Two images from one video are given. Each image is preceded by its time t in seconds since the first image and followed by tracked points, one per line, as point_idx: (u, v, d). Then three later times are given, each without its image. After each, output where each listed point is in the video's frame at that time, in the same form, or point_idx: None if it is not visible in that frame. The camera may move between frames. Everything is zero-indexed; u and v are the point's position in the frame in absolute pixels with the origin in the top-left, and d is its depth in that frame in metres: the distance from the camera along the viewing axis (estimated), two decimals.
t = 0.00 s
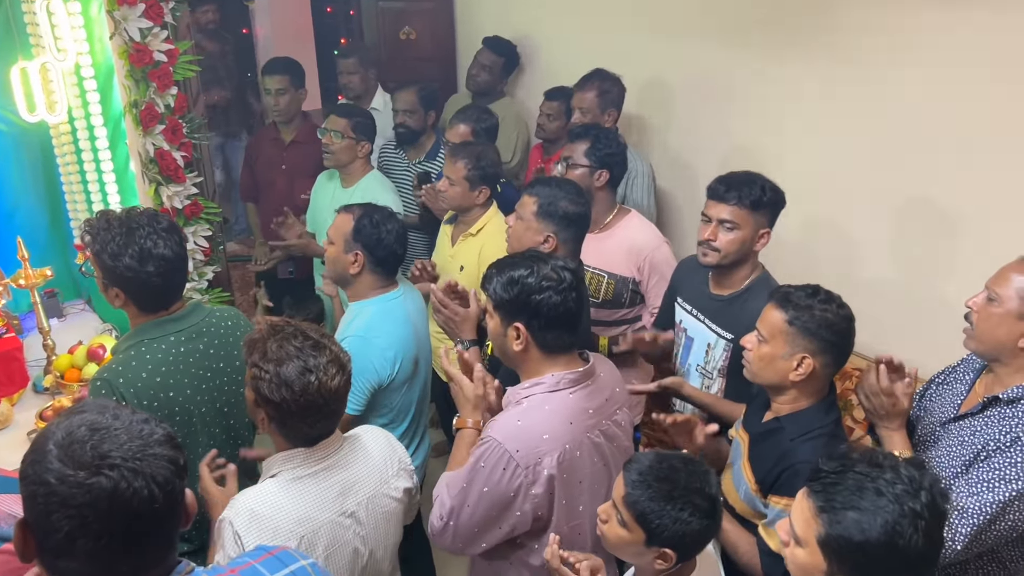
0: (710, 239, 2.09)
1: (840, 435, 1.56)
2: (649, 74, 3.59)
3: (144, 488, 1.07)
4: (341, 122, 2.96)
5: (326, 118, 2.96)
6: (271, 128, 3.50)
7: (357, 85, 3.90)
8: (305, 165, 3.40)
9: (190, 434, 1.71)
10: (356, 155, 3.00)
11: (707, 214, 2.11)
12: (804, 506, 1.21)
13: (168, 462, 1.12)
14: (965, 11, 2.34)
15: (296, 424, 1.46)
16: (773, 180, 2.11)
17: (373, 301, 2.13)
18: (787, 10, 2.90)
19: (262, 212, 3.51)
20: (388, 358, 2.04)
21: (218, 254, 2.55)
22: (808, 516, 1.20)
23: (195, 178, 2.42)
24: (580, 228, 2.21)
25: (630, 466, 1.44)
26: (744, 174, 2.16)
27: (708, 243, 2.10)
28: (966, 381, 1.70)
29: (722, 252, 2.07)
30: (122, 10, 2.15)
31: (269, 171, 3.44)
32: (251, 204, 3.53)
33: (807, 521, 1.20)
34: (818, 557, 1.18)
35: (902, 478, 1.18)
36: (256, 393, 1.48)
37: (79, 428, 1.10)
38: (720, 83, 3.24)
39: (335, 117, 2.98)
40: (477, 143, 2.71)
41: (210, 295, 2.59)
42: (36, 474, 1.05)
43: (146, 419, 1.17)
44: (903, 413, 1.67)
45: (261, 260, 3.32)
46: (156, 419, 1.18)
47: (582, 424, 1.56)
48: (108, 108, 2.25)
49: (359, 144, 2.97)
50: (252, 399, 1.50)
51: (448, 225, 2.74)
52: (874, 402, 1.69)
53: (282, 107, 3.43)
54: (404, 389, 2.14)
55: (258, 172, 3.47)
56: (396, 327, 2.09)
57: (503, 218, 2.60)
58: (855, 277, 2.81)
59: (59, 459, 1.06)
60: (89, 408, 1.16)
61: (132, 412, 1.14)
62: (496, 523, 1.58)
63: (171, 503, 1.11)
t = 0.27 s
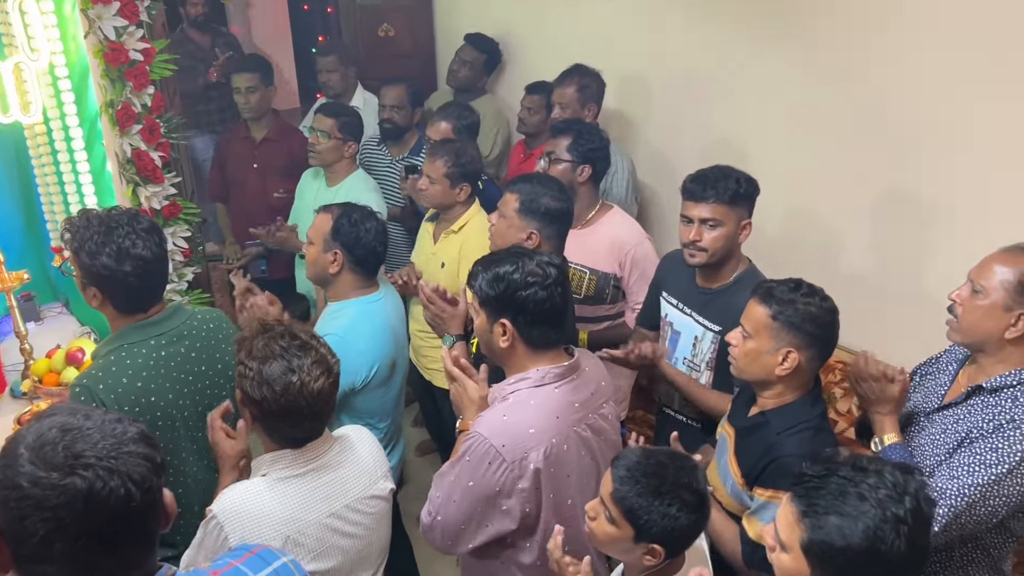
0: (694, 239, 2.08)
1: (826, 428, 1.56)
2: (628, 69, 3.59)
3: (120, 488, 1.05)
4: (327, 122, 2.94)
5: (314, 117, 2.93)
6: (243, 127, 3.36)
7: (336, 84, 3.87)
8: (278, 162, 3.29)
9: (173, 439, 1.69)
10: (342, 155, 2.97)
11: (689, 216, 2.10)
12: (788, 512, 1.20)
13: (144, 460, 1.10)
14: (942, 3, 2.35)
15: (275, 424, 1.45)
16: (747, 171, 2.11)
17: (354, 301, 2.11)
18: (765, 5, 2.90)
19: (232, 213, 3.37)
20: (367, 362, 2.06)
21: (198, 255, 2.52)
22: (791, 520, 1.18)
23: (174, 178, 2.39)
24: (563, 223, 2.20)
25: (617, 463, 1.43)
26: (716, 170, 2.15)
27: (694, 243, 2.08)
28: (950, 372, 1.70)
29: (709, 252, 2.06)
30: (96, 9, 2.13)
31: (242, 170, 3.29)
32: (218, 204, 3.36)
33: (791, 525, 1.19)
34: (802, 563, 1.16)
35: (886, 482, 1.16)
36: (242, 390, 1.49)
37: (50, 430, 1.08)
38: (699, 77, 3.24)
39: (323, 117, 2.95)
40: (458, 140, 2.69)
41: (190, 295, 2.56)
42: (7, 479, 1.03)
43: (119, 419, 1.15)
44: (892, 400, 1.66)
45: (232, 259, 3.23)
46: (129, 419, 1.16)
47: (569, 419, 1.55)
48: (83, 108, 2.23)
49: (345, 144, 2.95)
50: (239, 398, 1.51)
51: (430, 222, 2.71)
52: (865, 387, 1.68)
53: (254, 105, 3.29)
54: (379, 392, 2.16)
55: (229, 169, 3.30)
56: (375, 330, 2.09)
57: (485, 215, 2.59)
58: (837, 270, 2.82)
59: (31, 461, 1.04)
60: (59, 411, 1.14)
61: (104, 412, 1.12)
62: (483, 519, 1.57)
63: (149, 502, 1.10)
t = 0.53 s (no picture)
0: (666, 230, 2.09)
1: (810, 420, 1.57)
2: (607, 64, 3.58)
3: (100, 494, 1.04)
4: (313, 121, 2.90)
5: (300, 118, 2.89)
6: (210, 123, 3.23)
7: (313, 81, 3.85)
8: (247, 160, 3.24)
9: (153, 441, 1.66)
10: (328, 155, 2.95)
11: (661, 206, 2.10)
12: (766, 504, 1.18)
13: (122, 465, 1.09)
14: None
15: (263, 425, 1.43)
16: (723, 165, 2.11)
17: (332, 305, 2.11)
18: None
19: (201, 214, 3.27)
20: (346, 366, 2.04)
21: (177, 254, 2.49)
22: (768, 513, 1.16)
23: (151, 177, 2.36)
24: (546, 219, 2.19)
25: (604, 457, 1.43)
26: (692, 162, 2.16)
27: (665, 232, 2.09)
28: (930, 362, 1.72)
29: (681, 242, 2.07)
30: (69, 5, 2.09)
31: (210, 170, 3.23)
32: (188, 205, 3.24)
33: (767, 519, 1.17)
34: (777, 557, 1.14)
35: (863, 480, 1.14)
36: (227, 388, 1.46)
37: (24, 438, 1.06)
38: (679, 70, 3.24)
39: (309, 117, 2.91)
40: (438, 136, 2.67)
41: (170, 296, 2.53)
42: None
43: (94, 423, 1.13)
44: (870, 392, 1.68)
45: (204, 262, 3.14)
46: (103, 424, 1.15)
47: (561, 417, 1.54)
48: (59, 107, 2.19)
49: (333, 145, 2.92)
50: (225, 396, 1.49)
51: (411, 220, 2.70)
52: (841, 381, 1.70)
53: (227, 105, 3.20)
54: (359, 395, 2.14)
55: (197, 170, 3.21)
56: (355, 333, 2.08)
57: (467, 213, 2.59)
58: (817, 263, 2.84)
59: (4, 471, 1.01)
60: (30, 417, 1.12)
61: (78, 417, 1.10)
62: (475, 518, 1.56)
63: (129, 507, 1.09)
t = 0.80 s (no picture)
0: (658, 217, 2.09)
1: (794, 412, 1.57)
2: (586, 58, 3.58)
3: (69, 496, 1.02)
4: (295, 119, 2.88)
5: (282, 113, 2.87)
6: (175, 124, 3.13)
7: (290, 78, 3.82)
8: (216, 159, 3.24)
9: (134, 443, 1.63)
10: (312, 153, 2.92)
11: (653, 192, 2.11)
12: (745, 496, 1.17)
13: (90, 465, 1.07)
14: None
15: (248, 424, 1.42)
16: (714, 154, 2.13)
17: (314, 300, 2.09)
18: None
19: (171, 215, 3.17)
20: (324, 362, 2.07)
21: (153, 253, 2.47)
22: (746, 505, 1.16)
23: (127, 175, 2.33)
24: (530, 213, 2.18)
25: (589, 452, 1.42)
26: (685, 152, 2.17)
27: (656, 220, 2.10)
28: (910, 351, 1.72)
29: (671, 229, 2.07)
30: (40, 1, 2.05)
31: (179, 171, 3.15)
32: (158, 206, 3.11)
33: (746, 511, 1.17)
34: (755, 550, 1.14)
35: (841, 471, 1.13)
36: (211, 387, 1.45)
37: None
38: (658, 63, 3.24)
39: (291, 115, 2.89)
40: (417, 131, 2.65)
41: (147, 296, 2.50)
42: None
43: (57, 425, 1.11)
44: (858, 384, 1.67)
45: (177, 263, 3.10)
46: (68, 425, 1.13)
47: (540, 406, 1.54)
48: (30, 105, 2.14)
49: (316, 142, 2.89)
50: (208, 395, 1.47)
51: (393, 216, 2.68)
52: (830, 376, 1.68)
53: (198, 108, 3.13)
54: (336, 391, 2.17)
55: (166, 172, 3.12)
56: (335, 329, 2.09)
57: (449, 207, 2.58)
58: (797, 254, 2.85)
59: None
60: None
61: (41, 420, 1.08)
62: (465, 514, 1.56)
63: (100, 508, 1.07)
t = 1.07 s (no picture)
0: (635, 211, 2.09)
1: (778, 403, 1.57)
2: (565, 53, 3.58)
3: (40, 512, 1.03)
4: (276, 121, 2.85)
5: (263, 117, 2.85)
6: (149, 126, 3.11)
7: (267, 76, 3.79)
8: (192, 160, 3.18)
9: (115, 444, 1.61)
10: (294, 155, 2.90)
11: (632, 186, 2.11)
12: (718, 495, 1.17)
13: (57, 477, 1.07)
14: None
15: (232, 427, 1.40)
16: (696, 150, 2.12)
17: (293, 299, 2.07)
18: None
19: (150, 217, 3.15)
20: (308, 360, 2.02)
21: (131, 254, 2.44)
22: (720, 505, 1.16)
23: (103, 175, 2.30)
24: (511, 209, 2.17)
25: (575, 446, 1.42)
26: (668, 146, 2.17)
27: (633, 214, 2.10)
28: (890, 343, 1.73)
29: (646, 223, 2.07)
30: None
31: (156, 171, 3.12)
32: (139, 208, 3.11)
33: (721, 511, 1.16)
34: (732, 548, 1.14)
35: (812, 464, 1.13)
36: (191, 389, 1.42)
37: None
38: (637, 57, 3.25)
39: (273, 116, 2.87)
40: (397, 127, 2.64)
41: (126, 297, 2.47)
42: None
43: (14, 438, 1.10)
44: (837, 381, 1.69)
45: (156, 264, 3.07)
46: (25, 436, 1.12)
47: (529, 396, 1.54)
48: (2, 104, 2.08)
49: (297, 144, 2.87)
50: (188, 400, 1.45)
51: (373, 214, 2.67)
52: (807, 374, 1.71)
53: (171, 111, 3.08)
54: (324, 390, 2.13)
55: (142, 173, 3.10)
56: (317, 327, 2.05)
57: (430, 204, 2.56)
58: (777, 248, 2.87)
59: None
60: None
61: None
62: (457, 514, 1.54)
63: (70, 518, 1.08)
